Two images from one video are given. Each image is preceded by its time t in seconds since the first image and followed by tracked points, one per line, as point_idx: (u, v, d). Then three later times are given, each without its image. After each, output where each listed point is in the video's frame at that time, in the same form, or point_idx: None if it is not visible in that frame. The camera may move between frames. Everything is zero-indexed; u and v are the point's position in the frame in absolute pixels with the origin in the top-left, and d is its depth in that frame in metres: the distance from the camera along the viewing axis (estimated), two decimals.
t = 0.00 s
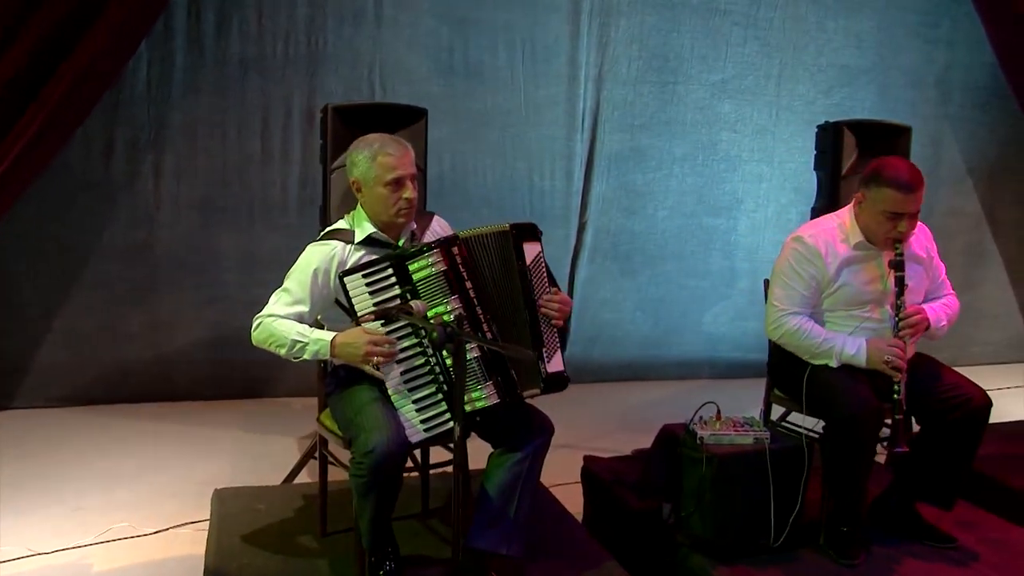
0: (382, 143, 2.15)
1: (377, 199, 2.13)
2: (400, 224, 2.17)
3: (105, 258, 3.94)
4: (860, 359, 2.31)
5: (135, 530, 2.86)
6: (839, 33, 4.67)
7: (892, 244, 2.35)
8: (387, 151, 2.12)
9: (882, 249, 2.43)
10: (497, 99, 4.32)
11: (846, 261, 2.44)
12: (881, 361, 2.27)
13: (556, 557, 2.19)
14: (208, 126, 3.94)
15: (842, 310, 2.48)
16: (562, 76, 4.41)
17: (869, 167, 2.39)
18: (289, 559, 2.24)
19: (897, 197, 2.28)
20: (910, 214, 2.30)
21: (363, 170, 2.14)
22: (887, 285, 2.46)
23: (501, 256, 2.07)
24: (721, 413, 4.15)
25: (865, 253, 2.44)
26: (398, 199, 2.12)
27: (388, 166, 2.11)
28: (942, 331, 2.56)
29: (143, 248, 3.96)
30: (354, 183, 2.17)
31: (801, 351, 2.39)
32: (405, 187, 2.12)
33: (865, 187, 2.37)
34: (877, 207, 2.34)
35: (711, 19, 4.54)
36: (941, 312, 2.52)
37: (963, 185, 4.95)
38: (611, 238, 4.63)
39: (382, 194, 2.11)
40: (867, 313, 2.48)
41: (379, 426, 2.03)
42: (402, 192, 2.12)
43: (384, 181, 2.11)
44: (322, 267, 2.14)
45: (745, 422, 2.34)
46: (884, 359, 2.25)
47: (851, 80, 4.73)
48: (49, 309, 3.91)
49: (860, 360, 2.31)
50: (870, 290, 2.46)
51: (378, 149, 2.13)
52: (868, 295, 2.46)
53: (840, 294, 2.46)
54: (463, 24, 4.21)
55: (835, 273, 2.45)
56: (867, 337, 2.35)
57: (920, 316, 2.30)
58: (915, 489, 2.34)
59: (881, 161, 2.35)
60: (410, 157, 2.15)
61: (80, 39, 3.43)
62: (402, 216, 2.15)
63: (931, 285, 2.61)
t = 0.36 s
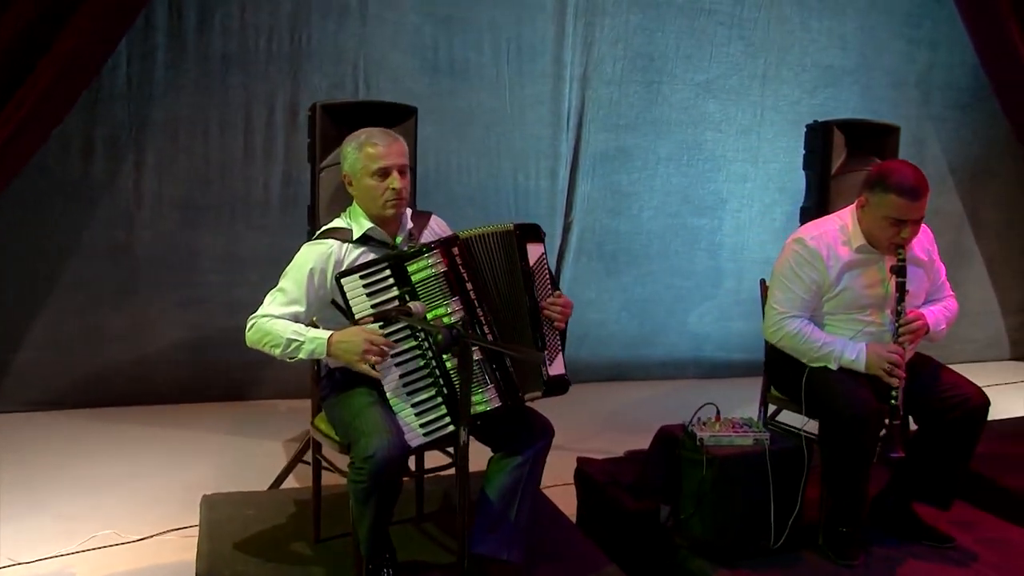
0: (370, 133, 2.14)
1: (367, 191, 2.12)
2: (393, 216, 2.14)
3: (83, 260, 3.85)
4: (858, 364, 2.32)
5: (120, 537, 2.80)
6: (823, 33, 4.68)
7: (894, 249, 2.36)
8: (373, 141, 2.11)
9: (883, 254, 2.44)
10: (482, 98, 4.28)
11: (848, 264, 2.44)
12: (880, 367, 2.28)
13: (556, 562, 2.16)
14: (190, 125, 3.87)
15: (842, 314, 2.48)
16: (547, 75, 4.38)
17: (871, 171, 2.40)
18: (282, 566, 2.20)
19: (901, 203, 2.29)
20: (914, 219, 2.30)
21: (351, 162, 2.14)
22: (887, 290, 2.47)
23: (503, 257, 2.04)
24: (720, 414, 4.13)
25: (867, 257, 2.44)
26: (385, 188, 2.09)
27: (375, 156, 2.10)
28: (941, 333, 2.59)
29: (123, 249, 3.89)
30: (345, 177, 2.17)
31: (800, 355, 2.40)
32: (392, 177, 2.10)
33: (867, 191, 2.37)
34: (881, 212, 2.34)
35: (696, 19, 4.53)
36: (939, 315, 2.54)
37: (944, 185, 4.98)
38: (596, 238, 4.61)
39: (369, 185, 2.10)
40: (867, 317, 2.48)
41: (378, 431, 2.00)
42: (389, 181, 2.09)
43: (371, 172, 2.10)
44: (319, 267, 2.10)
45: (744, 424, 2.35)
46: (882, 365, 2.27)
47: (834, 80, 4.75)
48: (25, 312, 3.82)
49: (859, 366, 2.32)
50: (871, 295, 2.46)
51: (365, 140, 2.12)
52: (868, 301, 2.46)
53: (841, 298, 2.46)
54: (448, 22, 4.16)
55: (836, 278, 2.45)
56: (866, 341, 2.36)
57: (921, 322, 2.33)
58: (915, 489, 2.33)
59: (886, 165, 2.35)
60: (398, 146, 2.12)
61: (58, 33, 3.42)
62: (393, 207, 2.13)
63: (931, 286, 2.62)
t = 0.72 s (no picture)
0: (362, 135, 2.10)
1: (356, 193, 2.08)
2: (380, 221, 2.10)
3: (54, 261, 3.76)
4: (853, 348, 2.33)
5: (97, 547, 2.72)
6: (800, 33, 4.70)
7: (878, 234, 2.37)
8: (364, 143, 2.07)
9: (868, 242, 2.44)
10: (461, 97, 4.24)
11: (832, 256, 2.45)
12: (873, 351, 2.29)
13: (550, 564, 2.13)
14: (164, 123, 3.79)
15: (830, 306, 2.48)
16: (526, 74, 4.34)
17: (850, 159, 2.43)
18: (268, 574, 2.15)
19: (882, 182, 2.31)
20: (896, 199, 2.32)
21: (343, 163, 2.10)
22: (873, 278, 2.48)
23: (495, 257, 2.01)
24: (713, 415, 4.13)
25: (851, 246, 2.45)
26: (373, 193, 2.05)
27: (365, 160, 2.06)
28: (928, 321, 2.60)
29: (95, 251, 3.80)
30: (337, 177, 2.14)
31: (793, 348, 2.40)
32: (381, 182, 2.06)
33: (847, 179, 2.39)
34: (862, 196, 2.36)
35: (674, 18, 4.53)
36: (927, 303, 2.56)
37: (918, 184, 5.02)
38: (575, 238, 4.58)
39: (357, 188, 2.07)
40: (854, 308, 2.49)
41: (370, 436, 1.96)
42: (377, 186, 2.06)
43: (360, 174, 2.06)
44: (306, 268, 2.06)
45: (735, 424, 2.34)
46: (876, 346, 2.28)
47: (811, 80, 4.77)
48: None
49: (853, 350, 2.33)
50: (857, 285, 2.47)
51: (356, 141, 2.08)
52: (854, 292, 2.48)
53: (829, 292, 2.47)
54: (427, 20, 4.12)
55: (821, 271, 2.45)
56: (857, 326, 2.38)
57: (910, 300, 2.33)
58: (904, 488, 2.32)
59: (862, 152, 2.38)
60: (390, 150, 2.08)
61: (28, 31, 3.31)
62: (382, 212, 2.09)
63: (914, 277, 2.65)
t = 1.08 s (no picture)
0: (344, 133, 2.06)
1: (339, 192, 2.04)
2: (363, 220, 2.07)
3: (21, 263, 3.66)
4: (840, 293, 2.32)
5: (69, 556, 2.65)
6: (773, 34, 4.73)
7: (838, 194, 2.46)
8: (346, 140, 2.02)
9: (832, 216, 2.53)
10: (437, 96, 4.20)
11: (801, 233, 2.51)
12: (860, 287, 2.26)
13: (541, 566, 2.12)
14: (135, 122, 3.72)
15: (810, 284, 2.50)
16: (501, 73, 4.32)
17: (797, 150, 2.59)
18: None
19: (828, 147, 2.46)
20: (844, 160, 2.46)
21: (324, 161, 2.05)
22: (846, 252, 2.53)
23: (489, 257, 2.00)
24: (700, 414, 4.14)
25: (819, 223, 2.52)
26: (356, 190, 2.01)
27: (347, 157, 2.01)
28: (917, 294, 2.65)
29: (63, 252, 3.72)
30: (319, 177, 2.09)
31: (779, 310, 2.38)
32: (364, 179, 2.01)
33: (798, 159, 2.53)
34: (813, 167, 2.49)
35: (650, 18, 4.53)
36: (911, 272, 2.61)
37: (889, 184, 5.07)
38: (551, 238, 4.56)
39: (340, 185, 2.02)
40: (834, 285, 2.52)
41: (359, 441, 1.93)
42: (360, 184, 2.01)
43: (342, 172, 2.01)
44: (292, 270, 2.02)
45: (723, 425, 2.34)
46: (861, 277, 2.26)
47: (784, 81, 4.80)
48: None
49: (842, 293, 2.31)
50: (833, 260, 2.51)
51: (337, 139, 2.04)
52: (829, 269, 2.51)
53: (807, 270, 2.49)
54: (402, 19, 4.08)
55: (796, 248, 2.49)
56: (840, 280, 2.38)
57: (884, 242, 2.35)
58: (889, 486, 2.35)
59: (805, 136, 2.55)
60: (372, 147, 2.04)
61: None
62: (365, 211, 2.05)
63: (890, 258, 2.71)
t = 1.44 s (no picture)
0: (329, 130, 2.02)
1: (324, 192, 2.00)
2: (348, 220, 2.04)
3: None
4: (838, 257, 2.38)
5: (39, 566, 2.57)
6: (744, 35, 4.76)
7: (814, 184, 2.58)
8: (332, 139, 1.98)
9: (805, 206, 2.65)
10: (410, 95, 4.16)
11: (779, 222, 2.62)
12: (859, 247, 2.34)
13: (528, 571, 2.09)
14: (102, 120, 3.64)
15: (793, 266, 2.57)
16: (475, 73, 4.29)
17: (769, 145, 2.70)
18: None
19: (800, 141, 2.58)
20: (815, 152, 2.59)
21: (307, 160, 2.01)
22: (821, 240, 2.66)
23: (477, 256, 1.97)
24: (683, 415, 4.16)
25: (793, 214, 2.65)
26: (342, 191, 1.98)
27: (333, 156, 1.98)
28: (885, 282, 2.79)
29: (28, 254, 3.63)
30: (301, 173, 2.05)
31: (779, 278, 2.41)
32: (350, 180, 1.98)
33: (771, 154, 2.64)
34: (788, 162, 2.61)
35: (623, 18, 4.54)
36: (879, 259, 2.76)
37: (858, 185, 5.12)
38: (525, 238, 4.53)
39: (326, 186, 1.99)
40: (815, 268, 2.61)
41: (343, 445, 1.91)
42: (347, 184, 1.98)
43: (327, 172, 1.98)
44: (274, 271, 1.99)
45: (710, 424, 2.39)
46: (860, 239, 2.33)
47: (756, 81, 4.83)
48: None
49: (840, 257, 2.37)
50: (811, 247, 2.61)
51: (323, 137, 2.00)
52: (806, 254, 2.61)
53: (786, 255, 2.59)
54: (375, 17, 4.05)
55: (773, 236, 2.59)
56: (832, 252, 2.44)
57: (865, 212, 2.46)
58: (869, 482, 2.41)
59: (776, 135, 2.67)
60: (358, 146, 2.00)
61: None
62: (350, 210, 2.02)
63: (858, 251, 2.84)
